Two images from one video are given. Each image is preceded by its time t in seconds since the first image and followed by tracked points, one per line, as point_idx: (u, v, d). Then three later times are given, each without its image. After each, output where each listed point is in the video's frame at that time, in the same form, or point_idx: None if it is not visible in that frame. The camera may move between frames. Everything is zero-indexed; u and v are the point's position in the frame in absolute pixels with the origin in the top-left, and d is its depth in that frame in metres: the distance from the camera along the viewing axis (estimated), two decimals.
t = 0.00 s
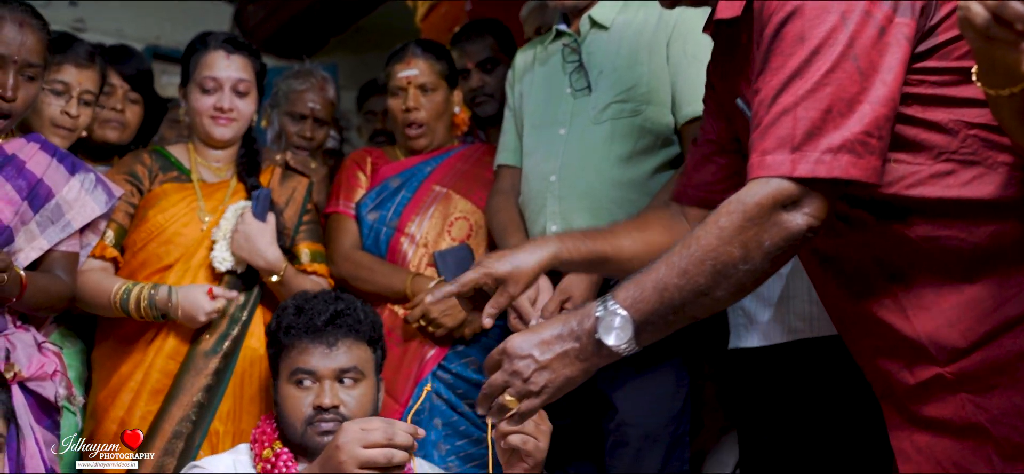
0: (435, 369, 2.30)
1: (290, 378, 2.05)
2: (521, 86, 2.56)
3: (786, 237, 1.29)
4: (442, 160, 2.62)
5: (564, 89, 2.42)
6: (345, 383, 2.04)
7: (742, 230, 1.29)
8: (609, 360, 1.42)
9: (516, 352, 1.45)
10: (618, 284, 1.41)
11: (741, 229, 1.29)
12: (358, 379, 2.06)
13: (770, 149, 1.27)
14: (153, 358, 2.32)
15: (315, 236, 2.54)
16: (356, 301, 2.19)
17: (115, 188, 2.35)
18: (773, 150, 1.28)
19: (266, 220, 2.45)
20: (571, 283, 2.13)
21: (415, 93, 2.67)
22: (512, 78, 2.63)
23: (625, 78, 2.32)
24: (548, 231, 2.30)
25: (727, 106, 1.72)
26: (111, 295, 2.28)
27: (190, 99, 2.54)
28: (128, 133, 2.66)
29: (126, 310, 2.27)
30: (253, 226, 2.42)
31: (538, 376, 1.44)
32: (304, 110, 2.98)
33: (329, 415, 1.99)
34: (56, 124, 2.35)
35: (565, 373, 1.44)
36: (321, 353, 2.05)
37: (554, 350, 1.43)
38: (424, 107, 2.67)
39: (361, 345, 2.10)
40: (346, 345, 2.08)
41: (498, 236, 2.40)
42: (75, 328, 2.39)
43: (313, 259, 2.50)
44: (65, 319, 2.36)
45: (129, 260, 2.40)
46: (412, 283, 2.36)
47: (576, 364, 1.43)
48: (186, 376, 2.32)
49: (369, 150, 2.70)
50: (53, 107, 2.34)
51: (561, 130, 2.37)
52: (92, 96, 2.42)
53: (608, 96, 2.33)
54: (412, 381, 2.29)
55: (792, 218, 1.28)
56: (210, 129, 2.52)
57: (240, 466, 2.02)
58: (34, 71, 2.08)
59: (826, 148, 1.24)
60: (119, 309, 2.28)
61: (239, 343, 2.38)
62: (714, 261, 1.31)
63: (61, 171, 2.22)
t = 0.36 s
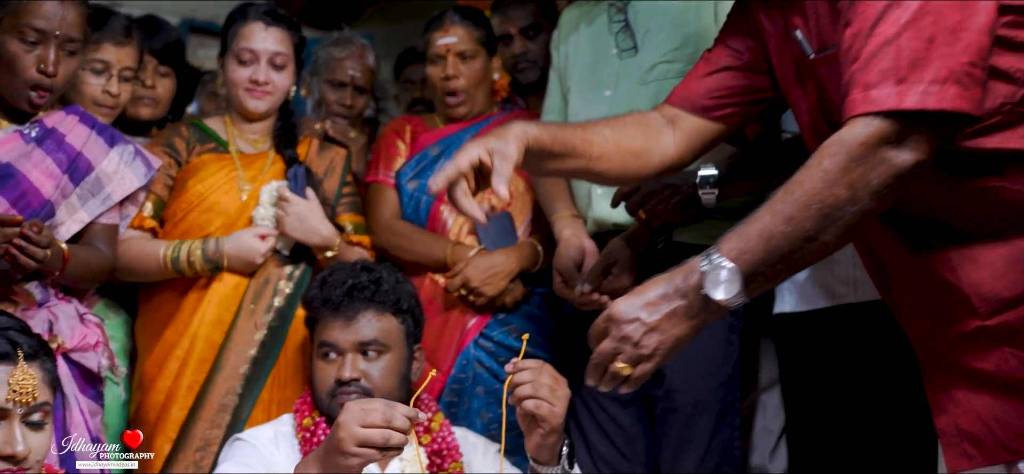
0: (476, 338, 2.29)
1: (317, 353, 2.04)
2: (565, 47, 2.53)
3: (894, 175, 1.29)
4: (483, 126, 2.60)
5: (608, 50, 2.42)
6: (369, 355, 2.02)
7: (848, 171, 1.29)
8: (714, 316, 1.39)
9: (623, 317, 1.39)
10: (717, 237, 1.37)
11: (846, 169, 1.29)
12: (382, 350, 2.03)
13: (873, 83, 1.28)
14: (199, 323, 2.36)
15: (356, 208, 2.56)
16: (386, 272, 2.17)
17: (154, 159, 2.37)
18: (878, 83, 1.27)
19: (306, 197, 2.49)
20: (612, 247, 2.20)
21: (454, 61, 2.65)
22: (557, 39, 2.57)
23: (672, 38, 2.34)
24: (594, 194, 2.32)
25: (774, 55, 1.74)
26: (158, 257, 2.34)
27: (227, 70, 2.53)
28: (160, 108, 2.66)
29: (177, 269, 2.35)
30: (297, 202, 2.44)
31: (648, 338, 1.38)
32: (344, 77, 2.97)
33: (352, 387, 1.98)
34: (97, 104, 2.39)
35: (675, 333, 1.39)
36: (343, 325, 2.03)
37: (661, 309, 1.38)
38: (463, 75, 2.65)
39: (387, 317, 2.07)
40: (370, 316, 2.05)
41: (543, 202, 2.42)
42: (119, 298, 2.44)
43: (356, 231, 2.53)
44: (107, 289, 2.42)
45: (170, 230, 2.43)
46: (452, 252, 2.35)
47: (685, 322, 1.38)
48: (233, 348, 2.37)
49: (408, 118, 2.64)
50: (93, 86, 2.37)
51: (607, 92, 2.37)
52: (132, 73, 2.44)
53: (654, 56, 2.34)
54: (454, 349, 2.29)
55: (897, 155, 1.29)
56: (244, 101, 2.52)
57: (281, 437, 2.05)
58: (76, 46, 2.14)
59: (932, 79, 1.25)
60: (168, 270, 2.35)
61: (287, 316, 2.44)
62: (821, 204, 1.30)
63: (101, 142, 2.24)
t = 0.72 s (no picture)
0: (517, 306, 2.28)
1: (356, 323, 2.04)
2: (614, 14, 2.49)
3: (1009, 100, 1.28)
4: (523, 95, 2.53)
5: (656, 16, 2.38)
6: (408, 325, 2.01)
7: (961, 100, 1.28)
8: (829, 261, 1.37)
9: (731, 267, 1.38)
10: (825, 182, 1.38)
11: (959, 99, 1.28)
12: (421, 319, 2.02)
13: (993, 4, 1.26)
14: (240, 293, 2.36)
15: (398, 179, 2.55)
16: (425, 242, 2.15)
17: (193, 130, 2.40)
18: (996, 3, 1.26)
19: (341, 183, 2.44)
20: (657, 216, 2.15)
21: (495, 29, 2.63)
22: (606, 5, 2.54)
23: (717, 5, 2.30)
24: (640, 164, 2.27)
25: (836, 1, 1.79)
26: (198, 227, 2.35)
27: (265, 39, 2.52)
28: (201, 82, 2.66)
29: (220, 239, 2.36)
30: (335, 194, 2.40)
31: (762, 286, 1.37)
32: (384, 46, 2.93)
33: (392, 356, 1.96)
34: (138, 75, 2.40)
35: (789, 279, 1.37)
36: (381, 294, 2.03)
37: (772, 257, 1.37)
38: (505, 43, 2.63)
39: (426, 285, 2.07)
40: (409, 285, 2.05)
41: (591, 165, 2.38)
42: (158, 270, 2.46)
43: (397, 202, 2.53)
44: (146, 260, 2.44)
45: (212, 201, 2.43)
46: (493, 221, 2.33)
47: (797, 268, 1.37)
48: (276, 319, 2.37)
49: (449, 87, 2.61)
50: (133, 57, 2.37)
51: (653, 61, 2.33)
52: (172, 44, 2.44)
53: (700, 24, 2.30)
54: (495, 318, 2.28)
55: (1010, 81, 1.28)
56: (280, 70, 2.51)
57: (325, 408, 2.06)
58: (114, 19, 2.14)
59: None
60: (212, 239, 2.35)
61: (331, 287, 2.43)
62: (935, 137, 1.29)
63: (140, 114, 2.28)
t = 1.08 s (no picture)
0: (561, 276, 2.29)
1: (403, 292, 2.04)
2: None
3: None
4: (568, 62, 2.47)
5: None
6: (455, 294, 2.01)
7: None
8: (921, 192, 1.54)
9: (823, 206, 1.60)
10: (920, 115, 1.52)
11: None
12: (468, 287, 2.02)
13: None
14: (280, 266, 2.36)
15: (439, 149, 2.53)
16: (473, 211, 2.13)
17: (232, 101, 2.41)
18: None
19: (383, 155, 2.44)
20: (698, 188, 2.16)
21: None
22: None
23: None
24: (684, 132, 2.25)
25: None
26: (241, 199, 2.36)
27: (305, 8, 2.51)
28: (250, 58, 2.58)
29: (264, 209, 2.37)
30: (379, 165, 2.39)
31: (851, 223, 1.58)
32: (427, 14, 2.76)
33: (438, 324, 1.97)
34: (178, 46, 2.40)
35: (879, 214, 1.57)
36: (428, 263, 2.03)
37: (860, 194, 1.57)
38: (549, 11, 2.48)
39: (474, 254, 2.07)
40: (456, 254, 2.05)
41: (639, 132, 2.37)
42: (201, 241, 2.46)
43: (439, 171, 2.52)
44: (188, 231, 2.44)
45: (253, 171, 2.44)
46: (536, 190, 2.31)
47: (889, 202, 1.56)
48: (318, 290, 2.36)
49: (492, 55, 2.54)
50: (175, 28, 2.37)
51: (698, 26, 2.28)
52: (213, 15, 2.44)
53: None
54: (538, 288, 2.29)
55: None
56: (320, 39, 2.50)
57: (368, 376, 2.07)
58: None
59: None
60: (255, 210, 2.36)
61: (373, 258, 2.41)
62: None
63: (179, 85, 2.31)
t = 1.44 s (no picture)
0: (593, 252, 2.27)
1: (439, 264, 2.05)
2: None
3: None
4: (601, 37, 2.44)
5: None
6: (489, 267, 2.02)
7: None
8: (969, 143, 1.52)
9: (871, 158, 1.59)
10: (973, 64, 1.52)
11: None
12: (504, 260, 2.03)
13: None
14: (308, 244, 2.35)
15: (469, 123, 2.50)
16: (510, 186, 2.13)
17: (260, 77, 2.39)
18: None
19: (409, 136, 2.40)
20: (730, 161, 2.13)
21: None
22: None
23: None
24: (713, 103, 2.22)
25: None
26: (269, 177, 2.34)
27: None
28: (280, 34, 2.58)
29: (290, 187, 2.35)
30: (407, 143, 2.37)
31: (898, 173, 1.57)
32: None
33: (472, 297, 1.98)
34: (210, 22, 2.42)
35: (927, 164, 1.55)
36: (464, 236, 2.03)
37: (909, 145, 1.56)
38: None
39: (510, 229, 2.06)
40: (492, 228, 2.04)
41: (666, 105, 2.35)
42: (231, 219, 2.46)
43: (467, 146, 2.49)
44: (218, 208, 2.44)
45: (281, 147, 2.43)
46: (567, 165, 2.30)
47: (937, 152, 1.54)
48: (346, 267, 2.35)
49: (525, 29, 2.52)
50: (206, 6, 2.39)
51: None
52: None
53: None
54: (569, 264, 2.27)
55: None
56: (346, 14, 2.48)
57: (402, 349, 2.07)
58: None
59: None
60: (281, 188, 2.35)
61: (401, 236, 2.39)
62: None
63: (207, 62, 2.31)
